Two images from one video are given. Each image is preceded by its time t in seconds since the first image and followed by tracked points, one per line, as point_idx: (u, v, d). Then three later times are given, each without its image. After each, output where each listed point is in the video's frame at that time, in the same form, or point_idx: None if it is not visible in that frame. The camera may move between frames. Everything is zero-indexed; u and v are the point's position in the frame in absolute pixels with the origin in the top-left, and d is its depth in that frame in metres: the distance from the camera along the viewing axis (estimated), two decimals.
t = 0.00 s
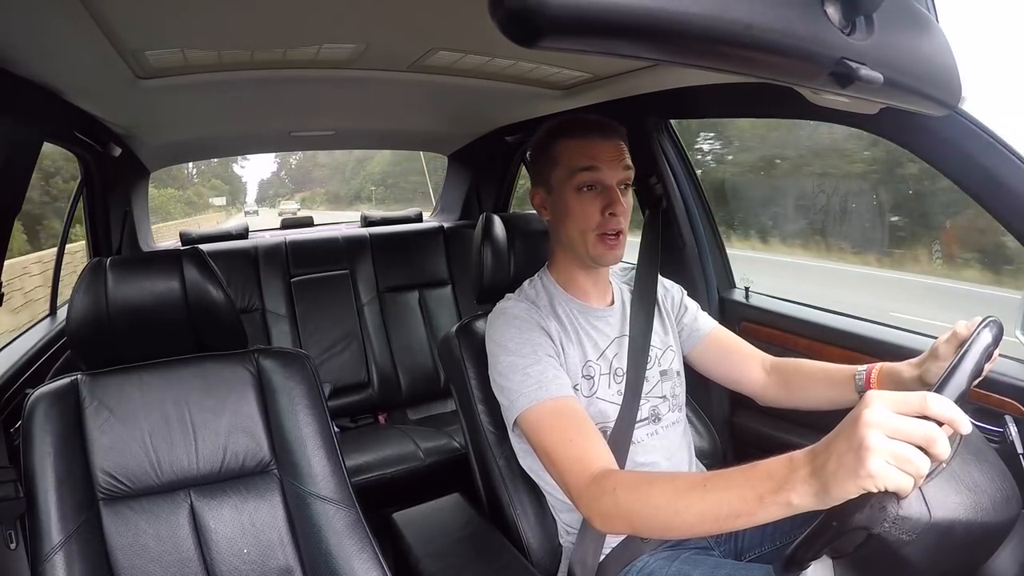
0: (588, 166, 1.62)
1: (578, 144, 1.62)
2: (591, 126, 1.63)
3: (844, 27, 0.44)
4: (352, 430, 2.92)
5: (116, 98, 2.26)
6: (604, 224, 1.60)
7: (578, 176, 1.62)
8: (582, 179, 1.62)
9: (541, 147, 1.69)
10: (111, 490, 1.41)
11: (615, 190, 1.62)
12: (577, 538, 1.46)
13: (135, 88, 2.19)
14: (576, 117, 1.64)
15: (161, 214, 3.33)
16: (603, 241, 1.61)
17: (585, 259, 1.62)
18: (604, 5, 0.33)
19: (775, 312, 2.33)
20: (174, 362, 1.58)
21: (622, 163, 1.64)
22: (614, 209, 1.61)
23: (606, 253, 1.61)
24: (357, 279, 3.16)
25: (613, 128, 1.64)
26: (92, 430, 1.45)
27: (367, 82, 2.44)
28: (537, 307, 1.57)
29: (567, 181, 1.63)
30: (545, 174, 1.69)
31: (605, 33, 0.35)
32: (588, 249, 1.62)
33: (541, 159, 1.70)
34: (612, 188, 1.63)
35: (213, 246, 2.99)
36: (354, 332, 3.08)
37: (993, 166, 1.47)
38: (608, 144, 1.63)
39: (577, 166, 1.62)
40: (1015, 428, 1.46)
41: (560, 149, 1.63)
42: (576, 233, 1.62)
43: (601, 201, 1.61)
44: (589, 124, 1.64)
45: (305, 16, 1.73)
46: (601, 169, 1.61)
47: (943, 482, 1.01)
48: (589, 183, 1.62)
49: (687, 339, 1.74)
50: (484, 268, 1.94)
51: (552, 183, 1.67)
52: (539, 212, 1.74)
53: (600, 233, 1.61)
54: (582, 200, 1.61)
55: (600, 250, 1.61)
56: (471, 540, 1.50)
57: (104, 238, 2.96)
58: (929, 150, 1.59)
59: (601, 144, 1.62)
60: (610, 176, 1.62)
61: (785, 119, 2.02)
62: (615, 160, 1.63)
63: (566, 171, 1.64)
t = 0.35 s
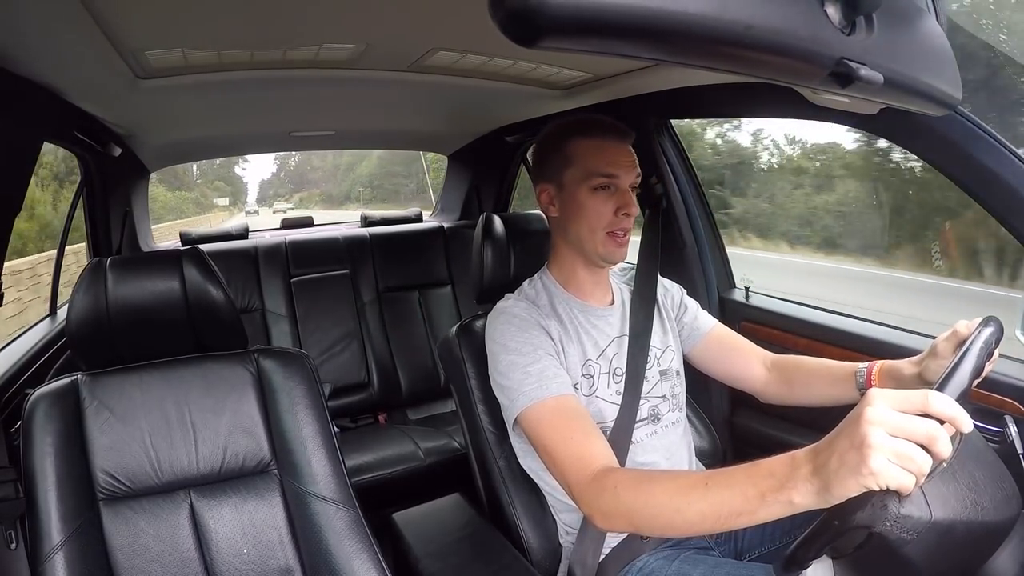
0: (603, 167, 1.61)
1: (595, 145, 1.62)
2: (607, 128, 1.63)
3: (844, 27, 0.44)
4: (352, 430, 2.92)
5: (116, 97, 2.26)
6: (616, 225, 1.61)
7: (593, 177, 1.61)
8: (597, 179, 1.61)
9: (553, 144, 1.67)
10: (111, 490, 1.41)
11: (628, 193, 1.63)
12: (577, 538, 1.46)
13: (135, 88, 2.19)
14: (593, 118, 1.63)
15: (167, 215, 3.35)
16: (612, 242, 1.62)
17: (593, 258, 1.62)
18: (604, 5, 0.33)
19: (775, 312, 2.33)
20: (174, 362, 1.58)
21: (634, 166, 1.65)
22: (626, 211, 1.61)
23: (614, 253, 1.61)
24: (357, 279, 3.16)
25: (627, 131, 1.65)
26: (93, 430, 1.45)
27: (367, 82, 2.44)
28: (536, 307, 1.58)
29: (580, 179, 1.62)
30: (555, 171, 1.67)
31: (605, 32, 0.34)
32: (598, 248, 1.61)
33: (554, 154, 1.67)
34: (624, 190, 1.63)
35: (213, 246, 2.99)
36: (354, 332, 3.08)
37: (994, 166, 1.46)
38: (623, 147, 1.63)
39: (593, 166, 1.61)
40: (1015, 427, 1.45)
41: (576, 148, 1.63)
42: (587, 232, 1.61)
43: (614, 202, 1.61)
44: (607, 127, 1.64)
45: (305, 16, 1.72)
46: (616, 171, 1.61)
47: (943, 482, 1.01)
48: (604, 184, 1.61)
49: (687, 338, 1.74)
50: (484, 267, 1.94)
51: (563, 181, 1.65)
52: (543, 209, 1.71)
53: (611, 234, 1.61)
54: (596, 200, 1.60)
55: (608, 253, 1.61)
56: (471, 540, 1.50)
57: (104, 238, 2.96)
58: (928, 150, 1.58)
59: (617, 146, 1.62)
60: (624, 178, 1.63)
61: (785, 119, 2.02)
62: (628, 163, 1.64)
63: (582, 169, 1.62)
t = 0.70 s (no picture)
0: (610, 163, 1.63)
1: (602, 141, 1.63)
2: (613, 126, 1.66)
3: (845, 27, 0.44)
4: (351, 430, 2.92)
5: (116, 98, 2.26)
6: (622, 220, 1.62)
7: (600, 172, 1.62)
8: (604, 174, 1.62)
9: (558, 141, 1.69)
10: (110, 490, 1.41)
11: (633, 189, 1.65)
12: (578, 538, 1.46)
13: (135, 88, 2.19)
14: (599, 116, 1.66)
15: (178, 213, 3.34)
16: (618, 237, 1.63)
17: (597, 253, 1.63)
18: (603, 7, 0.33)
19: (775, 312, 2.33)
20: (173, 362, 1.58)
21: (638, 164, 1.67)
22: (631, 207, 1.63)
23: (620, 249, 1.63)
24: (357, 280, 3.16)
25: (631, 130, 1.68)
26: (93, 430, 1.45)
27: (367, 82, 2.44)
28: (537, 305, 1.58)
29: (587, 175, 1.63)
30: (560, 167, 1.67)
31: (605, 33, 0.35)
32: (604, 243, 1.62)
33: (559, 149, 1.68)
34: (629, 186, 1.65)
35: (213, 246, 2.99)
36: (354, 332, 3.08)
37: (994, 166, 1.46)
38: (629, 144, 1.66)
39: (600, 162, 1.63)
40: (1015, 428, 1.46)
41: (583, 144, 1.64)
42: (593, 227, 1.61)
43: (620, 197, 1.62)
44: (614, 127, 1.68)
45: (305, 16, 1.72)
46: (623, 167, 1.63)
47: (942, 482, 1.02)
48: (611, 181, 1.62)
49: (687, 337, 1.74)
50: (484, 267, 1.94)
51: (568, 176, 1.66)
52: (546, 206, 1.71)
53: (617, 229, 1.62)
54: (603, 195, 1.61)
55: (612, 248, 1.62)
56: (471, 541, 1.50)
57: (104, 238, 2.96)
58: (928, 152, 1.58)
59: (623, 144, 1.65)
60: (629, 175, 1.64)
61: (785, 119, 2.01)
62: (633, 160, 1.66)
63: (589, 164, 1.63)
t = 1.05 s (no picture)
0: (606, 163, 1.63)
1: (597, 141, 1.63)
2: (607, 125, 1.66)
3: (844, 27, 0.44)
4: (352, 430, 2.93)
5: (115, 98, 2.26)
6: (620, 219, 1.62)
7: (595, 171, 1.62)
8: (600, 174, 1.62)
9: (553, 143, 1.69)
10: (111, 490, 1.41)
11: (630, 188, 1.64)
12: (578, 538, 1.46)
13: (134, 88, 2.19)
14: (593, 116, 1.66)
15: (192, 214, 3.36)
16: (616, 236, 1.62)
17: (595, 253, 1.62)
18: (602, 5, 0.33)
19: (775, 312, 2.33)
20: (173, 363, 1.58)
21: (635, 163, 1.67)
22: (628, 206, 1.62)
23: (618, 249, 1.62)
24: (357, 280, 3.16)
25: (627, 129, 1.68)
26: (93, 430, 1.45)
27: (367, 82, 2.44)
28: (535, 308, 1.58)
29: (583, 175, 1.63)
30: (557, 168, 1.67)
31: (605, 32, 0.34)
32: (602, 243, 1.61)
33: (555, 151, 1.68)
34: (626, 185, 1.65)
35: (213, 246, 2.99)
36: (354, 332, 3.08)
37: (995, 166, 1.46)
38: (625, 143, 1.66)
39: (596, 162, 1.62)
40: (1016, 428, 1.45)
41: (579, 144, 1.64)
42: (592, 227, 1.61)
43: (617, 196, 1.62)
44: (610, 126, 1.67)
45: (305, 16, 1.72)
46: (618, 166, 1.63)
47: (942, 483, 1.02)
48: (607, 181, 1.62)
49: (687, 338, 1.74)
50: (484, 267, 1.94)
51: (564, 178, 1.66)
52: (545, 209, 1.71)
53: (614, 228, 1.61)
54: (600, 195, 1.61)
55: (610, 248, 1.61)
56: (471, 541, 1.50)
57: (104, 238, 2.96)
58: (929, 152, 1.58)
59: (618, 143, 1.65)
60: (625, 173, 1.64)
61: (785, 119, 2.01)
62: (629, 159, 1.65)
63: (583, 163, 1.63)
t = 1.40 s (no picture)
0: (589, 163, 1.64)
1: (582, 141, 1.65)
2: (595, 125, 1.66)
3: (844, 26, 0.44)
4: (352, 430, 2.93)
5: (116, 98, 2.26)
6: (600, 219, 1.62)
7: (577, 171, 1.65)
8: (581, 174, 1.64)
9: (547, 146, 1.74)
10: (111, 490, 1.41)
11: (614, 187, 1.63)
12: (578, 538, 1.46)
13: (135, 88, 2.20)
14: (581, 116, 1.67)
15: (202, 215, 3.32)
16: (598, 236, 1.62)
17: (578, 253, 1.63)
18: (603, 5, 0.33)
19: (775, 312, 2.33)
20: (173, 363, 1.58)
21: (625, 162, 1.65)
22: (610, 205, 1.62)
23: (600, 249, 1.62)
24: (357, 280, 3.16)
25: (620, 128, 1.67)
26: (93, 430, 1.45)
27: (367, 82, 2.44)
28: (536, 307, 1.58)
29: (567, 176, 1.66)
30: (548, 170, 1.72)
31: (606, 31, 0.34)
32: (582, 243, 1.63)
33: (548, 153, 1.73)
34: (611, 184, 1.64)
35: (213, 246, 2.99)
36: (354, 331, 3.08)
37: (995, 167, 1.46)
38: (612, 142, 1.65)
39: (578, 162, 1.65)
40: (1016, 428, 1.45)
41: (564, 145, 1.67)
42: (572, 228, 1.64)
43: (598, 196, 1.63)
44: (604, 125, 1.66)
45: (304, 16, 1.72)
46: (600, 166, 1.63)
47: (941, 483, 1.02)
48: (589, 181, 1.64)
49: (687, 338, 1.74)
50: (484, 267, 1.94)
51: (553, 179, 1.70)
52: (544, 211, 1.77)
53: (594, 228, 1.62)
54: (580, 195, 1.63)
55: (591, 248, 1.62)
56: (471, 541, 1.50)
57: (104, 237, 2.96)
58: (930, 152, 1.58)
59: (604, 142, 1.64)
60: (609, 173, 1.64)
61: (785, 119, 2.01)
62: (616, 158, 1.64)
63: (567, 164, 1.66)
